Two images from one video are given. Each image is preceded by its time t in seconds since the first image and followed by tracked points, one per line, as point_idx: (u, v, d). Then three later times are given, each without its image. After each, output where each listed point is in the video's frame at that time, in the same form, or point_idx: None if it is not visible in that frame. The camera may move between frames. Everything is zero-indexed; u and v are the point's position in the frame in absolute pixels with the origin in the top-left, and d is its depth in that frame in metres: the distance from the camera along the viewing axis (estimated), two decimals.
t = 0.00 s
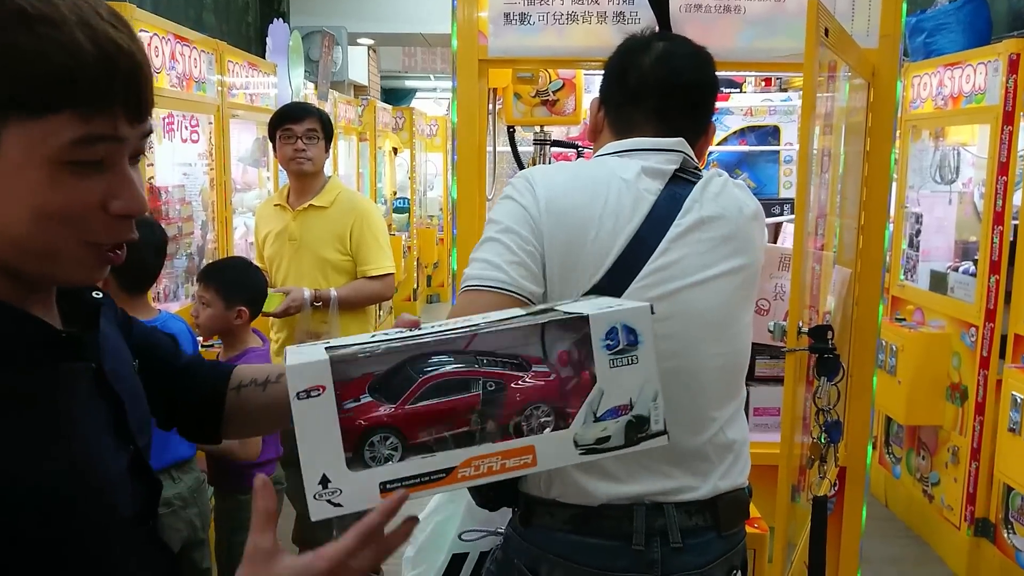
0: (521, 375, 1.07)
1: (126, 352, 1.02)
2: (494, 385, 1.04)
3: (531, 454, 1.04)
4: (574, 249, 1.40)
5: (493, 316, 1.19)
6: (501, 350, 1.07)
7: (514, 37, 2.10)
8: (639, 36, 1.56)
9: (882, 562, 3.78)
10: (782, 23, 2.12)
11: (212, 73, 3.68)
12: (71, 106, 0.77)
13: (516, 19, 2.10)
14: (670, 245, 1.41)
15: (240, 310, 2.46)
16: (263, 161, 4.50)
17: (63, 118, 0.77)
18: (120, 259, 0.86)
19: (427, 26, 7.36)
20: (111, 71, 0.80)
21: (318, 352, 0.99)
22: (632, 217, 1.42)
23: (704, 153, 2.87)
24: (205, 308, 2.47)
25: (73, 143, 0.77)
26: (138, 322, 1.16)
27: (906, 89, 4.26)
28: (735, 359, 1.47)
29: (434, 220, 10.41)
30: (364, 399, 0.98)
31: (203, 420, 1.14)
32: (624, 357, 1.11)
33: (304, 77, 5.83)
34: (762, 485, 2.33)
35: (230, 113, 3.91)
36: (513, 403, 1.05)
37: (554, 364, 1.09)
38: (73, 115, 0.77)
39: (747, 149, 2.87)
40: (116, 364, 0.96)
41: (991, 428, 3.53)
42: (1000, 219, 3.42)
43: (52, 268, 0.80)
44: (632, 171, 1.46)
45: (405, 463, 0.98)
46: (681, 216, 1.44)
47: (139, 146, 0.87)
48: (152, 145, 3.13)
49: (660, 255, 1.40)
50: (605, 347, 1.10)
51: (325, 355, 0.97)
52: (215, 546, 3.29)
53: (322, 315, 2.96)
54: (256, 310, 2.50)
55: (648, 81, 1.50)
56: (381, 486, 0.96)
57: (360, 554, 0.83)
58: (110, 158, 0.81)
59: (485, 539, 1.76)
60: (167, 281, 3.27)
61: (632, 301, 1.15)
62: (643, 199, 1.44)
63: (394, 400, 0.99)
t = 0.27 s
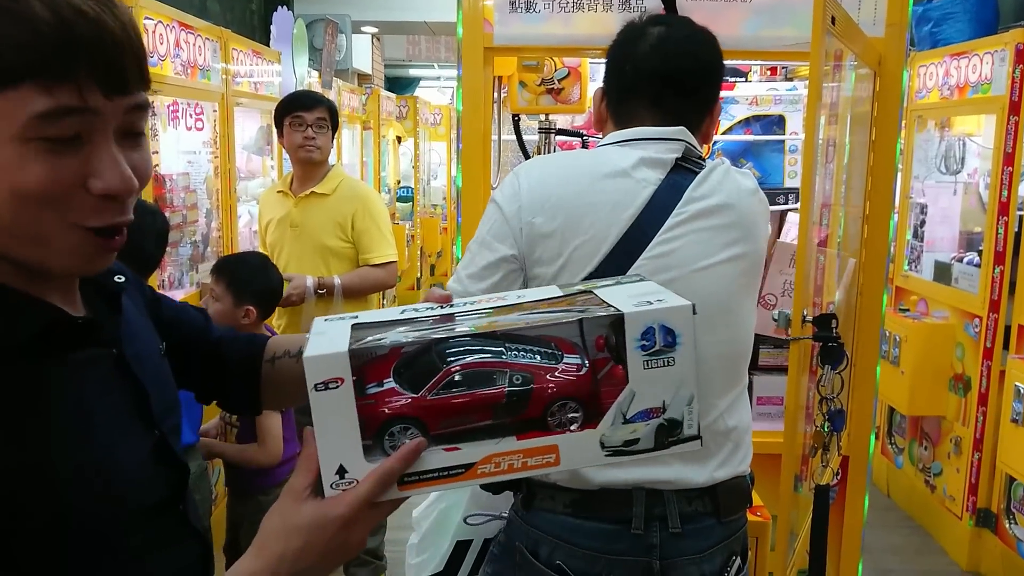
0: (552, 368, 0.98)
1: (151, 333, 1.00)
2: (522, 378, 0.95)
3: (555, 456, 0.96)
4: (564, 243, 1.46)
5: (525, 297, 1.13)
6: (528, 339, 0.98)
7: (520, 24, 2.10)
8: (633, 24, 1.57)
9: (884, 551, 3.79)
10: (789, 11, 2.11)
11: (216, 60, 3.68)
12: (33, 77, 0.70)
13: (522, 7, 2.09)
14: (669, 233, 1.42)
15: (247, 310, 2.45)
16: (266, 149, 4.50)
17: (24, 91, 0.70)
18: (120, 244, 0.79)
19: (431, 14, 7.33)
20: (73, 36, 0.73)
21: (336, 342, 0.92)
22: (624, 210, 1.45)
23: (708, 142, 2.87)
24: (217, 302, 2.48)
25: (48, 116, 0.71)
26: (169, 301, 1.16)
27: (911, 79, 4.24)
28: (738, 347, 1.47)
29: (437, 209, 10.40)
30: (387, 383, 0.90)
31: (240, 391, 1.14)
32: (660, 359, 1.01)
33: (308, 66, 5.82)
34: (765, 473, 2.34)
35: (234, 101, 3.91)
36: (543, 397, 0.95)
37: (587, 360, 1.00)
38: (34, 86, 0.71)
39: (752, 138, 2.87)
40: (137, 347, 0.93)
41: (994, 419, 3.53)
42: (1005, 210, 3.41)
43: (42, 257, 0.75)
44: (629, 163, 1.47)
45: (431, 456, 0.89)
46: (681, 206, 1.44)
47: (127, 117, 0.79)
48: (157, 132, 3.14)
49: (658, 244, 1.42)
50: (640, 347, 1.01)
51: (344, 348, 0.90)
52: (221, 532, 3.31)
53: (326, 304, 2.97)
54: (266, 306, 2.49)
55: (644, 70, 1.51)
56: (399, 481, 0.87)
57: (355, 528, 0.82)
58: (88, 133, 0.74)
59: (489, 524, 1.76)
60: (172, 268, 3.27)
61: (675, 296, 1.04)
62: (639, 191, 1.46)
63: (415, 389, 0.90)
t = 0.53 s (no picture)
0: (576, 354, 0.99)
1: (192, 323, 1.06)
2: (544, 361, 0.96)
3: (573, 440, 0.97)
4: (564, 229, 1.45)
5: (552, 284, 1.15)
6: (555, 325, 0.99)
7: (532, 13, 2.10)
8: (640, 12, 1.58)
9: (892, 542, 3.80)
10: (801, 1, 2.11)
11: (227, 49, 3.69)
12: (12, 53, 0.73)
13: None
14: (677, 219, 1.43)
15: (262, 301, 2.46)
16: (277, 138, 4.51)
17: (8, 68, 0.73)
18: (125, 221, 0.80)
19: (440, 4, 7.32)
20: (57, 11, 0.74)
21: (363, 319, 0.94)
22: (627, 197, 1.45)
23: (720, 132, 2.87)
24: (236, 288, 2.51)
25: (35, 93, 0.74)
26: (204, 290, 1.19)
27: (923, 70, 4.22)
28: (747, 333, 1.48)
29: (445, 199, 10.39)
30: (412, 362, 0.93)
31: (272, 382, 1.17)
32: (683, 346, 1.01)
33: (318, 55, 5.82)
34: (774, 462, 2.35)
35: (245, 90, 3.92)
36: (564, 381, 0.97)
37: (611, 348, 1.01)
38: (18, 62, 0.73)
39: (763, 128, 2.87)
40: (178, 334, 0.98)
41: (1002, 410, 3.53)
42: (1016, 201, 3.40)
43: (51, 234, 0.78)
44: (635, 154, 1.48)
45: (449, 434, 0.91)
46: (687, 195, 1.45)
47: (129, 93, 0.79)
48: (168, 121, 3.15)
49: (666, 229, 1.43)
50: (664, 334, 1.01)
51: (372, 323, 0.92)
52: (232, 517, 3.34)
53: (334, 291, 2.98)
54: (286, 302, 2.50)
55: (651, 58, 1.52)
56: (419, 458, 0.89)
57: (375, 503, 0.83)
58: (79, 109, 0.76)
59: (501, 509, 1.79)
60: (183, 256, 3.29)
61: (702, 286, 1.05)
62: (643, 181, 1.46)
63: (439, 367, 0.93)
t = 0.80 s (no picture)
0: (593, 333, 1.00)
1: (223, 309, 1.08)
2: (561, 340, 0.98)
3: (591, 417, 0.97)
4: (571, 224, 1.50)
5: (570, 267, 1.15)
6: (574, 307, 1.01)
7: (550, 3, 2.11)
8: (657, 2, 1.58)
9: (905, 534, 3.80)
10: None
11: (242, 39, 3.71)
12: (53, 38, 0.75)
13: None
14: (687, 205, 1.45)
15: (281, 297, 2.47)
16: (290, 129, 4.53)
17: (50, 53, 0.76)
18: (160, 202, 0.84)
19: None
20: None
21: (382, 300, 0.97)
22: (628, 188, 1.47)
23: (735, 123, 2.87)
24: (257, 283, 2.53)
25: (75, 79, 0.77)
26: (234, 280, 1.21)
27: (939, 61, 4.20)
28: (762, 321, 1.48)
29: (457, 190, 10.40)
30: (432, 342, 0.95)
31: (299, 373, 1.19)
32: (698, 325, 1.02)
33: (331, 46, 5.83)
34: (788, 452, 2.36)
35: (260, 81, 3.94)
36: (580, 360, 0.98)
37: (627, 327, 1.02)
38: (59, 47, 0.76)
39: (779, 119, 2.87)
40: (210, 319, 1.01)
41: (1016, 403, 3.52)
42: None
43: (91, 214, 0.81)
44: (643, 144, 1.50)
45: (466, 412, 0.92)
46: (697, 182, 1.46)
47: (162, 77, 0.83)
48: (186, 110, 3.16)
49: (675, 215, 1.44)
50: (679, 313, 1.02)
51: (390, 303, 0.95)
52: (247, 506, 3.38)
53: (343, 277, 3.00)
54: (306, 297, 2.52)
55: (668, 49, 1.53)
56: (439, 434, 0.89)
57: (396, 477, 0.84)
58: (117, 93, 0.80)
59: (518, 493, 1.82)
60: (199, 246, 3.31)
61: (716, 267, 1.06)
62: (650, 170, 1.48)
63: (458, 347, 0.95)
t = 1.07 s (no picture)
0: (596, 322, 1.02)
1: (237, 301, 1.10)
2: (565, 329, 0.99)
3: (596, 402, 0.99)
4: (574, 221, 1.53)
5: (575, 258, 1.17)
6: (577, 297, 1.03)
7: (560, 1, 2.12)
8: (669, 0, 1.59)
9: (910, 531, 3.81)
10: None
11: (252, 35, 3.73)
12: (75, 36, 0.77)
13: None
14: (690, 199, 1.46)
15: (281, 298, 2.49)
16: (300, 123, 4.55)
17: (72, 49, 0.77)
18: (176, 194, 0.86)
19: None
20: None
21: (391, 290, 0.99)
22: (629, 183, 1.50)
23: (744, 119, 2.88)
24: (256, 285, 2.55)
25: (97, 75, 0.78)
26: (246, 274, 1.23)
27: (948, 58, 4.20)
28: (764, 315, 1.50)
29: (464, 185, 10.42)
30: (439, 332, 0.97)
31: (313, 364, 1.21)
32: (699, 312, 1.04)
33: (339, 41, 5.85)
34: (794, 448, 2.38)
35: (270, 76, 3.96)
36: (584, 349, 0.99)
37: (629, 315, 1.03)
38: (81, 44, 0.77)
39: (787, 115, 2.88)
40: (225, 311, 1.03)
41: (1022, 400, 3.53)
42: None
43: (108, 207, 0.84)
44: (645, 141, 1.52)
45: (472, 400, 0.93)
46: (701, 177, 1.47)
47: (181, 73, 0.84)
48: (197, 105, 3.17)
49: (677, 209, 1.46)
50: (681, 301, 1.04)
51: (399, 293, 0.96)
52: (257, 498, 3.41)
53: (352, 272, 3.04)
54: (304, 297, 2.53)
55: (682, 46, 1.54)
56: (445, 422, 0.91)
57: (404, 464, 0.86)
58: (136, 89, 0.81)
59: (526, 484, 1.84)
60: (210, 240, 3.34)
61: (717, 254, 1.08)
62: (650, 164, 1.50)
63: (464, 337, 0.96)
